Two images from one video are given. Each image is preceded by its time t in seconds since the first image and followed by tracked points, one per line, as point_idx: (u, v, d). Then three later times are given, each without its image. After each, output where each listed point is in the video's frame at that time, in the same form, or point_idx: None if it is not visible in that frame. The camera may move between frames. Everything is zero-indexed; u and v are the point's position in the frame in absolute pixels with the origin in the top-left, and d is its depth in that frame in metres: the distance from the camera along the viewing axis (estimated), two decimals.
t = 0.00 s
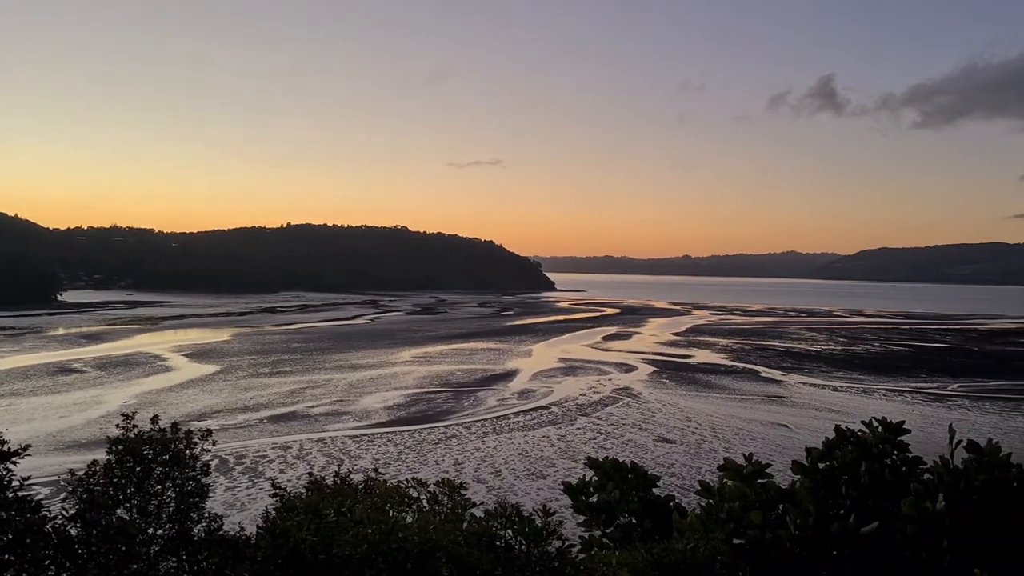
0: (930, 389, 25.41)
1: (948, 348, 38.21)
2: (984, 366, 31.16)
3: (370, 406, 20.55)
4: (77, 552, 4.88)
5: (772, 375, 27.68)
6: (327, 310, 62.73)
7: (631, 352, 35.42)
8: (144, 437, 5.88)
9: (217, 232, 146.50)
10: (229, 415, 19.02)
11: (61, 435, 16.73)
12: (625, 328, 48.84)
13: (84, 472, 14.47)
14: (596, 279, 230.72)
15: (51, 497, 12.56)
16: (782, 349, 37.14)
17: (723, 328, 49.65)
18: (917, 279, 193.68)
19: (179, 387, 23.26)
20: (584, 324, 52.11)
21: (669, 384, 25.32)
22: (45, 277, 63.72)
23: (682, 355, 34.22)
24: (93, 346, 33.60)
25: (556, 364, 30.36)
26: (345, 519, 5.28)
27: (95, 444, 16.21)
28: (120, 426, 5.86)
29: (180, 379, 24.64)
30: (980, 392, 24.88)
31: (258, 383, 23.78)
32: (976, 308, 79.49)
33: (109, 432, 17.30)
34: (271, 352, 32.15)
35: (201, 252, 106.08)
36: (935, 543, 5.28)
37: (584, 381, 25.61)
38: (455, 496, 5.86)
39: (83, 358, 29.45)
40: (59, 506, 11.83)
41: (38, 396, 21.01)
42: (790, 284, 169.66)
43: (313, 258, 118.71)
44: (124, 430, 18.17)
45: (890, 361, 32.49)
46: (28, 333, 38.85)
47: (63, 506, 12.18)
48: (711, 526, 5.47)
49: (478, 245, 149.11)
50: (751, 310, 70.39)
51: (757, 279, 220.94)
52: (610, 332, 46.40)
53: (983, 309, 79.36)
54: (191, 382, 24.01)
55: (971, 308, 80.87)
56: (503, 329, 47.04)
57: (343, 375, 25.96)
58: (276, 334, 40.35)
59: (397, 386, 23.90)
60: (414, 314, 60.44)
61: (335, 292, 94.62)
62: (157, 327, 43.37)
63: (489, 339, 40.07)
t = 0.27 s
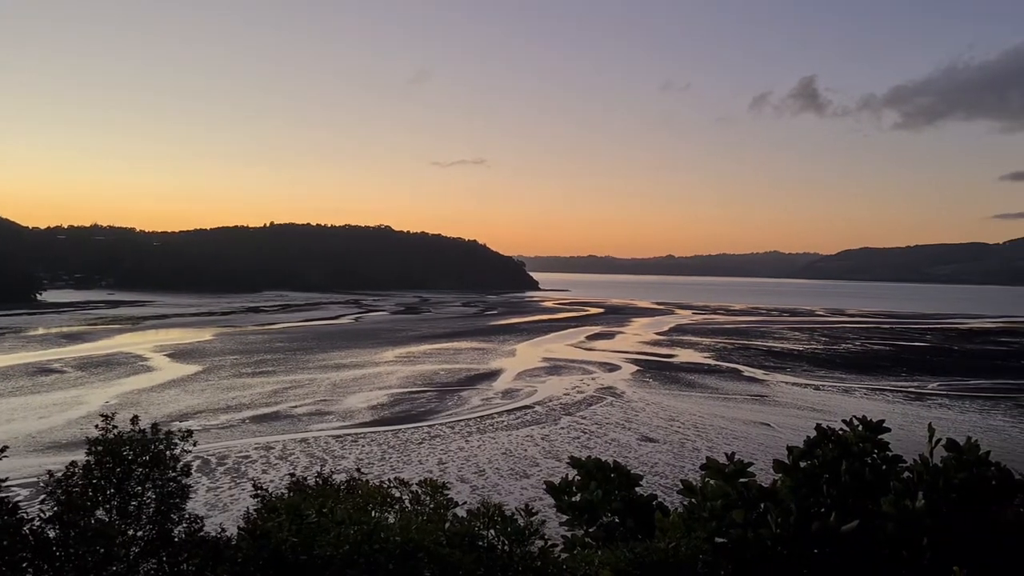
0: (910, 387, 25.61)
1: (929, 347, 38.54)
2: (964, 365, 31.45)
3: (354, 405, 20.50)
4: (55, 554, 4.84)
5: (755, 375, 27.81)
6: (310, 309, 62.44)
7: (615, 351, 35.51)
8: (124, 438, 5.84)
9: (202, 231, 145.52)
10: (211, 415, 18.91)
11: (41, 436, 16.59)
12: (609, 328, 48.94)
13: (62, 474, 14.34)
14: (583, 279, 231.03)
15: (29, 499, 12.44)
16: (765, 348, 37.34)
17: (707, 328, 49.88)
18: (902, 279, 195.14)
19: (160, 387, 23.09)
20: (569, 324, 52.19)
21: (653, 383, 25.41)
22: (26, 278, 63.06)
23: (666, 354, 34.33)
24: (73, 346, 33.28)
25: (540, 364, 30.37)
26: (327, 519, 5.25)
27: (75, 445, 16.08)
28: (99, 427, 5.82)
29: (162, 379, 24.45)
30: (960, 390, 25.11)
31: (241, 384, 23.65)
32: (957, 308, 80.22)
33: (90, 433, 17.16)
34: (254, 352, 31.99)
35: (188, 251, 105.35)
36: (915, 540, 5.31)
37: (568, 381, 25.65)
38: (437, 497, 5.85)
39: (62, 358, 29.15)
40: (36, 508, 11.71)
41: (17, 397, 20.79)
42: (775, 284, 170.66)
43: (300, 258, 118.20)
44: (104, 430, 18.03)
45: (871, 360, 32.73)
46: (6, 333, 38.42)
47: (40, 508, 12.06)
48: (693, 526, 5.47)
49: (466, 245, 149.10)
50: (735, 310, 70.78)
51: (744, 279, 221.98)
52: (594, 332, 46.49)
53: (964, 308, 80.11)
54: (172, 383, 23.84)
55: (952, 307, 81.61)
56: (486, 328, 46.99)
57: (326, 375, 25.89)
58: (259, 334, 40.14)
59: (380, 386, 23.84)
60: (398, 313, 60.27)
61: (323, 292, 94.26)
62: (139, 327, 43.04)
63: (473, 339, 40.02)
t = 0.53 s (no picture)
0: (892, 386, 25.85)
1: (911, 346, 38.93)
2: (944, 364, 31.77)
3: (338, 406, 20.47)
4: (34, 557, 4.79)
5: (739, 374, 27.98)
6: (294, 310, 62.19)
7: (599, 351, 35.62)
8: (103, 439, 5.77)
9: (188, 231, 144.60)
10: (194, 416, 18.82)
11: (22, 438, 16.49)
12: (594, 328, 49.07)
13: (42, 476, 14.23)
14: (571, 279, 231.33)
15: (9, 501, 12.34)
16: (750, 347, 37.54)
17: (691, 327, 50.13)
18: (888, 279, 196.68)
19: (143, 388, 22.97)
20: (554, 324, 52.29)
21: (637, 383, 25.50)
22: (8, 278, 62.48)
23: (650, 354, 34.48)
24: (54, 347, 33.03)
25: (525, 364, 30.41)
26: (310, 520, 5.22)
27: (56, 447, 15.97)
28: (80, 429, 5.77)
29: (145, 380, 24.33)
30: (940, 389, 25.37)
31: (224, 384, 23.56)
32: (938, 307, 81.06)
33: (71, 435, 17.05)
34: (237, 353, 31.86)
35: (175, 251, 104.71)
36: (897, 538, 5.35)
37: (552, 380, 25.70)
38: (422, 497, 5.84)
39: (44, 359, 28.92)
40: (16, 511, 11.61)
41: None
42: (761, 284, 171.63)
43: (288, 258, 117.75)
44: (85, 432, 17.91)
45: (854, 359, 33.00)
46: None
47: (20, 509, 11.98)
48: (677, 525, 5.47)
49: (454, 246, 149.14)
50: (721, 309, 71.14)
51: (731, 279, 222.97)
52: (579, 332, 46.61)
53: (945, 307, 80.96)
54: (156, 384, 23.71)
55: (934, 306, 82.45)
56: (471, 329, 46.99)
57: (310, 375, 25.83)
58: (243, 334, 39.99)
59: (365, 386, 23.83)
60: (384, 314, 60.16)
61: (310, 292, 93.97)
62: (121, 328, 42.76)
63: (458, 339, 40.01)
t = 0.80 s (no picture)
0: (878, 385, 25.97)
1: (897, 345, 39.16)
2: (930, 362, 31.96)
3: (326, 406, 20.43)
4: (20, 559, 4.76)
5: (726, 373, 28.08)
6: (282, 310, 61.98)
7: (587, 350, 35.68)
8: (88, 440, 5.73)
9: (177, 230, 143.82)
10: (181, 417, 18.74)
11: (6, 439, 16.36)
12: (582, 327, 49.12)
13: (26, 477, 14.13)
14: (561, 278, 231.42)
15: None
16: (737, 346, 37.68)
17: (679, 327, 50.25)
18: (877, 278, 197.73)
19: (129, 389, 22.82)
20: (543, 323, 52.33)
21: (626, 382, 25.56)
22: None
23: (638, 353, 34.55)
24: (39, 348, 32.80)
25: (513, 363, 30.41)
26: (297, 521, 5.21)
27: (41, 448, 15.86)
28: (64, 430, 5.72)
29: (131, 381, 24.21)
30: (926, 387, 25.52)
31: (211, 385, 23.45)
32: (925, 306, 81.56)
33: (57, 435, 16.93)
34: (224, 353, 31.70)
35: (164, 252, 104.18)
36: (881, 536, 5.39)
37: (540, 380, 25.71)
38: (409, 496, 5.84)
39: (28, 360, 28.69)
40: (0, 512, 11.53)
41: None
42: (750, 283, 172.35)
43: (278, 257, 117.33)
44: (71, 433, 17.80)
45: (841, 358, 33.14)
46: None
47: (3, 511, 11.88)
48: (664, 523, 5.47)
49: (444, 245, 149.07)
50: (710, 309, 71.39)
51: (720, 278, 223.63)
52: (568, 331, 46.69)
53: (932, 306, 81.43)
54: (142, 384, 23.57)
55: (921, 305, 82.95)
56: (459, 328, 46.93)
57: (298, 375, 25.74)
58: (230, 334, 39.83)
59: (353, 386, 23.77)
60: (373, 314, 59.98)
61: (300, 292, 93.68)
62: (107, 329, 42.49)
63: (446, 339, 39.94)
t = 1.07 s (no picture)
0: (866, 384, 26.10)
1: (884, 344, 39.37)
2: (917, 361, 32.17)
3: (315, 406, 20.41)
4: (6, 561, 4.72)
5: (715, 372, 28.18)
6: (271, 310, 61.82)
7: (577, 350, 35.74)
8: (75, 442, 5.69)
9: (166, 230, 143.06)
10: (169, 418, 18.66)
11: None
12: (571, 327, 49.18)
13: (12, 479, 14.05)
14: (551, 278, 231.60)
15: None
16: (726, 345, 37.81)
17: (668, 326, 50.37)
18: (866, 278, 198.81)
19: (116, 390, 22.71)
20: (532, 323, 52.37)
21: (615, 381, 25.60)
22: None
23: (627, 353, 34.61)
24: (25, 348, 32.61)
25: (503, 363, 30.42)
26: (285, 521, 5.18)
27: (27, 449, 15.76)
28: (50, 432, 5.69)
29: (118, 382, 24.08)
30: (913, 386, 25.68)
31: (200, 385, 23.36)
32: (912, 306, 82.06)
33: (43, 437, 16.86)
34: (213, 353, 31.57)
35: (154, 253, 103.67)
36: (869, 533, 5.41)
37: (529, 380, 25.74)
38: (398, 497, 5.83)
39: (14, 361, 28.52)
40: None
41: None
42: (740, 283, 172.94)
43: (269, 258, 116.91)
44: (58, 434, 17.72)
45: (828, 357, 33.31)
46: None
47: None
48: (653, 523, 5.44)
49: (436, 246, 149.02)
50: (699, 308, 71.65)
51: (711, 279, 224.21)
52: (557, 331, 46.76)
53: (920, 305, 81.90)
54: (129, 385, 23.47)
55: (908, 305, 83.50)
56: (448, 328, 46.89)
57: (287, 376, 25.67)
58: (218, 335, 39.70)
59: (343, 387, 23.73)
60: (362, 314, 59.77)
61: (291, 292, 93.43)
62: (94, 329, 42.25)
63: (435, 339, 39.88)
